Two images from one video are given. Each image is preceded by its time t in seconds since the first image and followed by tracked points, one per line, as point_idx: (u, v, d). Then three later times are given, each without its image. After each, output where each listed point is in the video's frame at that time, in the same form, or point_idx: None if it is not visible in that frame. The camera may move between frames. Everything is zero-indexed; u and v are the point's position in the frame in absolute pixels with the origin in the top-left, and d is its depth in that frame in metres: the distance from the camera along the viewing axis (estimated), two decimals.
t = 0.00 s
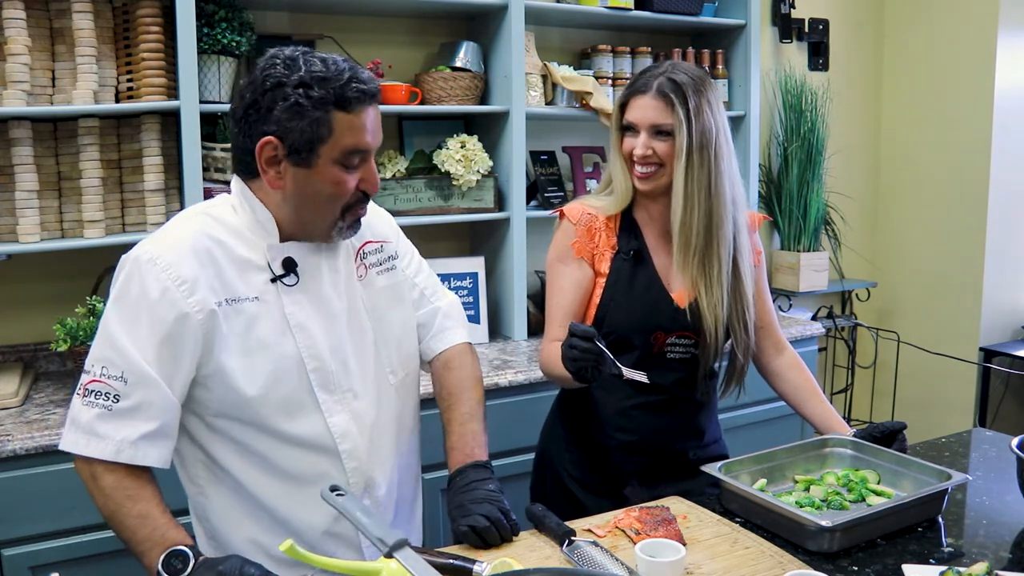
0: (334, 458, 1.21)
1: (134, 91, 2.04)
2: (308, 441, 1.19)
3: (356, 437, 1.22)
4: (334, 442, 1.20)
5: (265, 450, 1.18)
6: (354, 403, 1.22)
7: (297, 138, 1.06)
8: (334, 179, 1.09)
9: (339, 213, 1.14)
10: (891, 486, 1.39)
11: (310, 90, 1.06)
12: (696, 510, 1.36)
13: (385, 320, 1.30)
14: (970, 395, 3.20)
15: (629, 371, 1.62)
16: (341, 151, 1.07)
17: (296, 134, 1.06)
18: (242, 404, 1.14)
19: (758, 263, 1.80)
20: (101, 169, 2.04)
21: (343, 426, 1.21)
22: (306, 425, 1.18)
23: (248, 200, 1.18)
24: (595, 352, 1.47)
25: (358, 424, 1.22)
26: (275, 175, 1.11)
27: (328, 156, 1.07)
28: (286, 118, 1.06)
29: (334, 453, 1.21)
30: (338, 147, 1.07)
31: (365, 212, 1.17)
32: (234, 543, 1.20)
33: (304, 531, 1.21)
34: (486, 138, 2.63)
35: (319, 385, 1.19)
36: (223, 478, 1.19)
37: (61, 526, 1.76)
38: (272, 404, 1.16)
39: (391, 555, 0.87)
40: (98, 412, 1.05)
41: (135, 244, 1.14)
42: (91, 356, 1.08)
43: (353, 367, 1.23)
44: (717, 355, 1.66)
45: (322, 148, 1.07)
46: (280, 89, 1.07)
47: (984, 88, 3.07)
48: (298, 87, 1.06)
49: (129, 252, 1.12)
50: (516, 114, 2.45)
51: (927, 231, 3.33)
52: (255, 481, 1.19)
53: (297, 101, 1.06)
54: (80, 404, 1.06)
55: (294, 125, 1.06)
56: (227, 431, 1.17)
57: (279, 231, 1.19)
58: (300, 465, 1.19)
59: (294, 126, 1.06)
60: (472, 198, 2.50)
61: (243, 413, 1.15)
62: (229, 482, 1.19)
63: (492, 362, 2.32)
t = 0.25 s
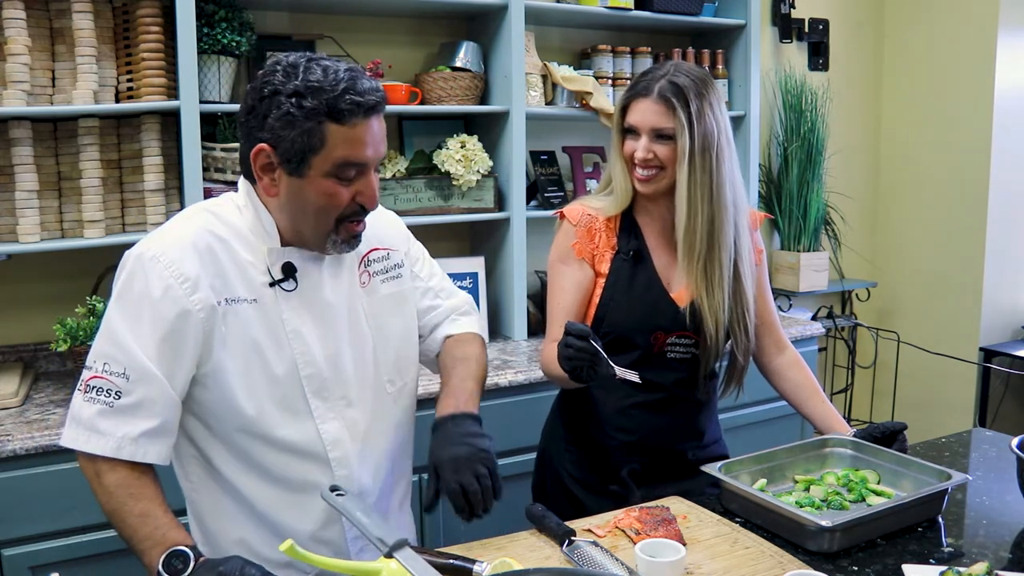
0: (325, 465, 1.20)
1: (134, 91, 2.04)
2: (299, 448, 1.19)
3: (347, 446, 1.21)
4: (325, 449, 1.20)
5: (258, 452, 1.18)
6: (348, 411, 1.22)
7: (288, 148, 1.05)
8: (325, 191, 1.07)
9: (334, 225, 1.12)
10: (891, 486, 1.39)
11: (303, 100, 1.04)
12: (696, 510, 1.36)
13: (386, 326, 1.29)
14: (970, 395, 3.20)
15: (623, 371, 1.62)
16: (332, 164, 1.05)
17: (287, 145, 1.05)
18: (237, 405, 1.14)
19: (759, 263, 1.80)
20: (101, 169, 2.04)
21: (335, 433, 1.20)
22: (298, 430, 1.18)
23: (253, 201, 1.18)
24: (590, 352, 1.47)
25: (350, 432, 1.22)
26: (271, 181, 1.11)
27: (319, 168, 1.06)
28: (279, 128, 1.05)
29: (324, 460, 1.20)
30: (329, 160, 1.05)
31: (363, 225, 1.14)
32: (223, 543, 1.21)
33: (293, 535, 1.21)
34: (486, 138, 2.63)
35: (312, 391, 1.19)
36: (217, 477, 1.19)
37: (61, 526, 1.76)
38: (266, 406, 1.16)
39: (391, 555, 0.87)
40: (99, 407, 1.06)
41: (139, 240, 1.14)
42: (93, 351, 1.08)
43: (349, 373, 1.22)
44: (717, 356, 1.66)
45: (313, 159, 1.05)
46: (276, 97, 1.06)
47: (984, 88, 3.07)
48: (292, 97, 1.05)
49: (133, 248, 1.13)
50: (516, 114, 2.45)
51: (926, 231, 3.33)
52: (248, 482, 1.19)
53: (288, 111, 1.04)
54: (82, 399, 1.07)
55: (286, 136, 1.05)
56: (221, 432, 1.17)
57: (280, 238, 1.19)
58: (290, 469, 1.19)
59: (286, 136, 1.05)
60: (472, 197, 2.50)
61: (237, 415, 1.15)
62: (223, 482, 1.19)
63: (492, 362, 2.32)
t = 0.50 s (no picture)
0: (322, 463, 1.21)
1: (134, 91, 2.04)
2: (297, 445, 1.19)
3: (345, 444, 1.22)
4: (323, 447, 1.20)
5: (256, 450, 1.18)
6: (346, 408, 1.23)
7: (291, 149, 1.05)
8: (326, 195, 1.07)
9: (333, 231, 1.12)
10: (892, 486, 1.39)
11: (308, 103, 1.04)
12: (696, 510, 1.36)
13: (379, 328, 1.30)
14: (970, 395, 3.20)
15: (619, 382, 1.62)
16: (333, 168, 1.05)
17: (291, 146, 1.05)
18: (236, 404, 1.14)
19: (760, 262, 1.79)
20: (101, 169, 2.04)
21: (333, 431, 1.21)
22: (296, 429, 1.19)
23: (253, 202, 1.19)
24: (590, 361, 1.46)
25: (348, 430, 1.22)
26: (273, 181, 1.11)
27: (320, 172, 1.05)
28: (284, 129, 1.05)
29: (322, 458, 1.21)
30: (330, 164, 1.05)
31: (363, 233, 1.14)
32: (217, 542, 1.20)
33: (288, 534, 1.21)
34: (486, 138, 2.63)
35: (311, 389, 1.20)
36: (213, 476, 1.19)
37: (61, 526, 1.76)
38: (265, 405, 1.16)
39: (391, 555, 0.87)
40: (97, 406, 1.05)
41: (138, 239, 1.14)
42: (91, 350, 1.08)
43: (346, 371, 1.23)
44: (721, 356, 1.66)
45: (315, 163, 1.05)
46: (284, 97, 1.06)
47: (984, 88, 3.07)
48: (299, 99, 1.05)
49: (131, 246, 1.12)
50: (516, 114, 2.45)
51: (926, 232, 3.34)
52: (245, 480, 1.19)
53: (294, 113, 1.05)
54: (79, 397, 1.06)
55: (290, 137, 1.05)
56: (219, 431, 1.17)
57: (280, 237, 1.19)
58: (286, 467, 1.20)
59: (289, 138, 1.05)
60: (472, 197, 2.50)
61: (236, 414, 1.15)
62: (218, 481, 1.19)
63: (492, 362, 2.32)
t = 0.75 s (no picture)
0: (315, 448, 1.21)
1: (134, 91, 2.04)
2: (290, 430, 1.19)
3: (337, 430, 1.21)
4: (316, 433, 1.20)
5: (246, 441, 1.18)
6: (337, 394, 1.22)
7: (284, 134, 1.04)
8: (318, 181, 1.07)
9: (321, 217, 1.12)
10: (891, 486, 1.39)
11: (303, 90, 1.04)
12: (696, 510, 1.36)
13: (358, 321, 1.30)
14: (970, 395, 3.20)
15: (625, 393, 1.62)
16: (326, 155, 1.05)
17: (283, 131, 1.04)
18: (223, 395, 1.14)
19: (761, 266, 1.78)
20: (101, 169, 2.04)
21: (326, 417, 1.20)
22: (288, 416, 1.18)
23: (237, 197, 1.19)
24: (597, 373, 1.46)
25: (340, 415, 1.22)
26: (261, 167, 1.10)
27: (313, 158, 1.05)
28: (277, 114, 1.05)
29: (315, 443, 1.20)
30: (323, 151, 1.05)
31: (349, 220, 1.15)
32: (211, 539, 1.20)
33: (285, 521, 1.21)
34: (486, 138, 2.63)
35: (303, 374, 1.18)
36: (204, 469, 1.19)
37: (60, 526, 1.76)
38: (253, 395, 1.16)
39: (391, 555, 0.87)
40: (82, 403, 1.05)
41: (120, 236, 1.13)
42: (76, 349, 1.08)
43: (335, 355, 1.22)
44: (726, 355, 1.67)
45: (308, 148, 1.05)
46: (276, 84, 1.06)
47: (984, 88, 3.07)
48: (292, 86, 1.05)
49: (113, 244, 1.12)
50: (516, 114, 2.45)
51: (926, 230, 3.34)
52: (238, 471, 1.19)
53: (288, 98, 1.04)
54: (65, 397, 1.06)
55: (283, 122, 1.04)
56: (208, 424, 1.17)
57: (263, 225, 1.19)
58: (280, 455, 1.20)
59: (282, 123, 1.04)
60: (472, 197, 2.50)
61: (224, 406, 1.15)
62: (207, 475, 1.19)
63: (492, 362, 2.32)
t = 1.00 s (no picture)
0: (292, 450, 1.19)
1: (135, 91, 2.04)
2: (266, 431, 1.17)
3: (315, 430, 1.20)
4: (293, 433, 1.18)
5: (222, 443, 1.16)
6: (314, 393, 1.21)
7: (253, 131, 1.04)
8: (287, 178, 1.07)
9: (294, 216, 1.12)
10: (891, 486, 1.39)
11: (273, 86, 1.04)
12: (696, 510, 1.36)
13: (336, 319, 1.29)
14: (970, 395, 3.20)
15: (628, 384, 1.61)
16: (295, 151, 1.05)
17: (253, 128, 1.04)
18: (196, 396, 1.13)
19: (760, 262, 1.79)
20: (101, 169, 2.04)
21: (303, 417, 1.19)
22: (264, 416, 1.16)
23: (208, 195, 1.17)
24: (601, 365, 1.46)
25: (317, 415, 1.20)
26: (232, 165, 1.09)
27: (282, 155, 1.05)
28: (247, 111, 1.05)
29: (292, 443, 1.19)
30: (293, 147, 1.05)
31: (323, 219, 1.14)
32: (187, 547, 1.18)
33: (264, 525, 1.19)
34: (486, 138, 2.63)
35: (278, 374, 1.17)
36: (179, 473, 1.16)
37: (60, 526, 1.76)
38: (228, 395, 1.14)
39: (391, 555, 0.87)
40: (57, 409, 1.03)
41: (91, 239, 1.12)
42: (50, 354, 1.06)
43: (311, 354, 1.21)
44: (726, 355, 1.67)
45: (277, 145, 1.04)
46: (247, 81, 1.06)
47: (983, 88, 3.07)
48: (263, 82, 1.05)
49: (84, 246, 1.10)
50: (516, 114, 2.45)
51: (925, 231, 3.34)
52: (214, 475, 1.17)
53: (258, 95, 1.04)
54: (41, 404, 1.05)
55: (253, 119, 1.04)
56: (182, 426, 1.15)
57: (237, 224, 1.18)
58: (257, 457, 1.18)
59: (252, 120, 1.04)
60: (472, 197, 2.50)
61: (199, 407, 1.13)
62: (182, 479, 1.17)
63: (492, 362, 2.32)
